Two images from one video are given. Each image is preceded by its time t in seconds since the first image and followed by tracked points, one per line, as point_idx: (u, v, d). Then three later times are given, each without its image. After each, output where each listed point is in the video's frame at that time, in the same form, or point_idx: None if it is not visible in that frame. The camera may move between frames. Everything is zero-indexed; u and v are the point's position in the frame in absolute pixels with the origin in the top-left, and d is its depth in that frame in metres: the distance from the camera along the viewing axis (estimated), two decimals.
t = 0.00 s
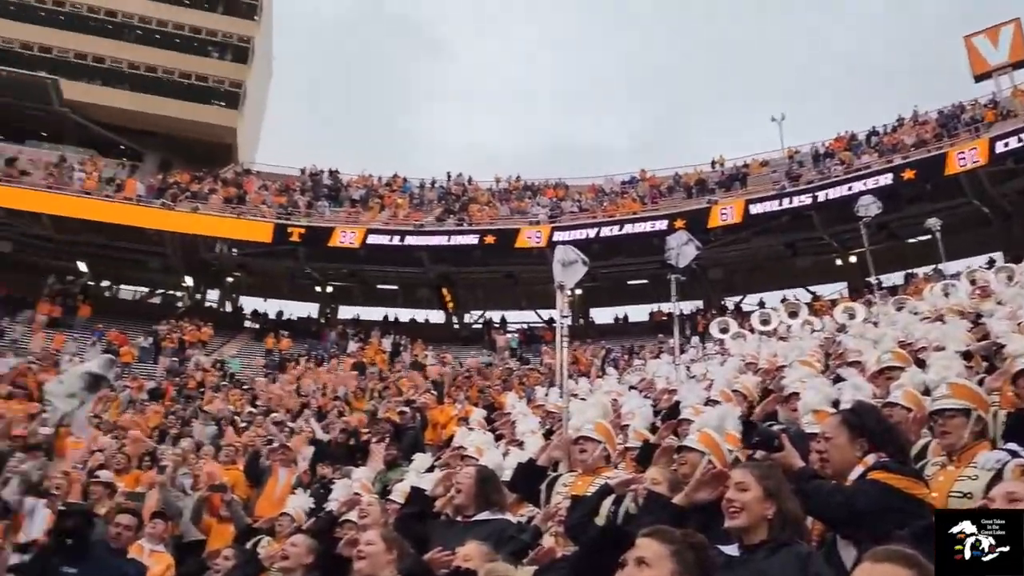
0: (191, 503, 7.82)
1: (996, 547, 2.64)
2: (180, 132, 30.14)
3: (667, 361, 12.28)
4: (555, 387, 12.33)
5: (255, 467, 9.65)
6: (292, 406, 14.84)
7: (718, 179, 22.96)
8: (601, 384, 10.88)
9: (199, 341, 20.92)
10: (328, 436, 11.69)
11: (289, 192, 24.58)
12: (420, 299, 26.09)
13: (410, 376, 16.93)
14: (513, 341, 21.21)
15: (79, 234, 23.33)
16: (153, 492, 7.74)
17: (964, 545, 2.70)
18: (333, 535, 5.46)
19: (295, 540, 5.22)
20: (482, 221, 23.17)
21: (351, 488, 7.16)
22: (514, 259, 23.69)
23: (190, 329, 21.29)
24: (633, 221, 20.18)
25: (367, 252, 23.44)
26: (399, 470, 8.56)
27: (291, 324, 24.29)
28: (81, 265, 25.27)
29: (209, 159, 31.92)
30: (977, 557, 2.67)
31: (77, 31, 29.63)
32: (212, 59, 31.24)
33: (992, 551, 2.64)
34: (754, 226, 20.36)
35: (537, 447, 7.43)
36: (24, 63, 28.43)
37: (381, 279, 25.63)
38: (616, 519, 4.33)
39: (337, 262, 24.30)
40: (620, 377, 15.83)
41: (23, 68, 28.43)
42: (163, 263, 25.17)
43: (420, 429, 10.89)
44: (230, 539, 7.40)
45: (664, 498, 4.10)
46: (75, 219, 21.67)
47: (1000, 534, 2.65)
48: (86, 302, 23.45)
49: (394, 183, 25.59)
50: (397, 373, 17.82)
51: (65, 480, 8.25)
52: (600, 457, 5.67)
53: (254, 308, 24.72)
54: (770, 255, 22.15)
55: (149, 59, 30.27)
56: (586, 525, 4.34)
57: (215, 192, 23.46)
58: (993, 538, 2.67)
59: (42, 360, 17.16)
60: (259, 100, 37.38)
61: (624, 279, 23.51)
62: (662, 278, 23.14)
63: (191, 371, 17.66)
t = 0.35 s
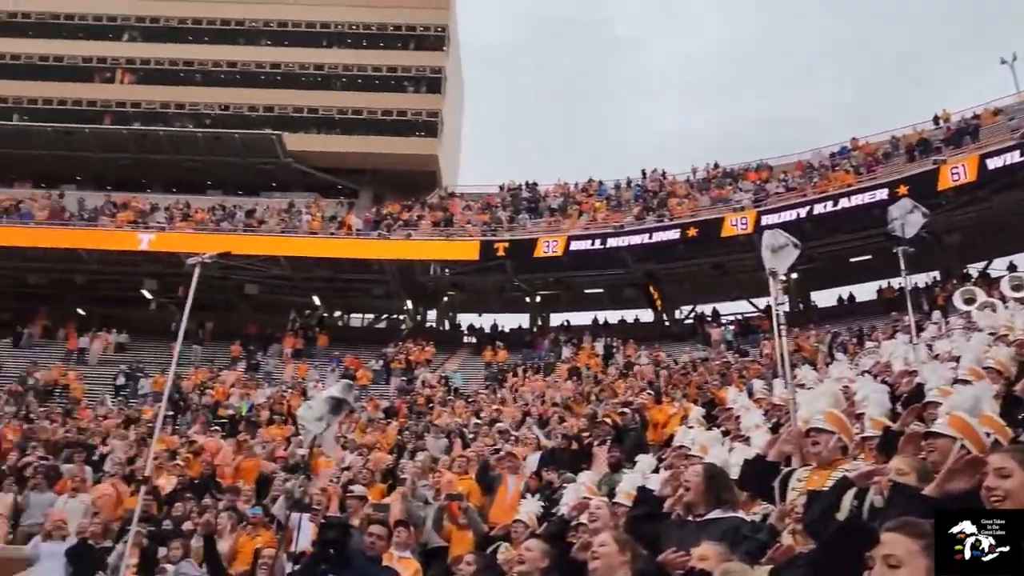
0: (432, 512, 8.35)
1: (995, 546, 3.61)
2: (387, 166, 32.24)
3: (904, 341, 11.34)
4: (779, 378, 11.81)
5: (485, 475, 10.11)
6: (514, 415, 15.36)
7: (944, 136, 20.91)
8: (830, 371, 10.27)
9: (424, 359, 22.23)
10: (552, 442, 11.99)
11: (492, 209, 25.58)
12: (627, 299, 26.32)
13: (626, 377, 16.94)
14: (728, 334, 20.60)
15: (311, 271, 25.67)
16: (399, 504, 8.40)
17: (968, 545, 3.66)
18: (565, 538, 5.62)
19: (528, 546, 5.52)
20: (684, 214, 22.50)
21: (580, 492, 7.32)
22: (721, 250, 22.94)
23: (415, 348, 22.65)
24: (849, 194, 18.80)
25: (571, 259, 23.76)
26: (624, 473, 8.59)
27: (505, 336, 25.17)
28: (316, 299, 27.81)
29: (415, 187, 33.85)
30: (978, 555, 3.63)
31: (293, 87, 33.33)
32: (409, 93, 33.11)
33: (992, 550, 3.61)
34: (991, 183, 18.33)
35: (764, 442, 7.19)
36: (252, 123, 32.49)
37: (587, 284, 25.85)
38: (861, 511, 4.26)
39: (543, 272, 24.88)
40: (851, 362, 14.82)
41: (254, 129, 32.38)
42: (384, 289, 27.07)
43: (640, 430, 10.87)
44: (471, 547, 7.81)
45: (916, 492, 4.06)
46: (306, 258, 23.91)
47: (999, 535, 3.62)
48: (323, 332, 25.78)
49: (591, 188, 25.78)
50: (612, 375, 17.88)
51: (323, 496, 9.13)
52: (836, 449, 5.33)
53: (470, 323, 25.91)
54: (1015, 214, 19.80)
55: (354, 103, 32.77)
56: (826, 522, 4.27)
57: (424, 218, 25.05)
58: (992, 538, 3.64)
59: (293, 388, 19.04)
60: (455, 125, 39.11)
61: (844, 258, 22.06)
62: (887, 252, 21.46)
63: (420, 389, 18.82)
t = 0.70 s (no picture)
0: (634, 511, 8.39)
1: (995, 549, 3.81)
2: (561, 171, 32.55)
3: None
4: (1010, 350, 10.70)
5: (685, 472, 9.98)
6: (713, 410, 14.99)
7: None
8: None
9: (616, 359, 22.18)
10: (754, 433, 11.58)
11: (669, 202, 25.28)
12: (826, 279, 25.09)
13: (830, 362, 16.03)
14: (943, 308, 18.98)
15: (497, 282, 26.42)
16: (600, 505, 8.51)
17: (969, 545, 3.91)
18: (774, 533, 5.65)
19: (734, 539, 5.19)
20: (881, 182, 21.05)
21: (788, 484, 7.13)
22: (926, 218, 21.13)
23: (605, 348, 22.65)
24: None
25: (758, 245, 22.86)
26: (835, 463, 8.13)
27: (696, 329, 24.64)
28: (504, 308, 28.60)
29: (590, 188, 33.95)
30: (978, 554, 3.87)
31: (464, 107, 34.52)
32: (576, 96, 33.21)
33: (991, 552, 3.82)
34: None
35: (991, 421, 6.61)
36: (431, 146, 34.01)
37: (778, 268, 24.88)
38: None
39: (729, 260, 24.14)
40: None
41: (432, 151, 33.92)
42: (569, 293, 27.33)
43: (851, 416, 10.23)
44: (675, 543, 7.77)
45: None
46: (491, 270, 24.66)
47: (999, 535, 3.82)
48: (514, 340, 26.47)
49: (774, 167, 24.71)
50: (815, 360, 16.99)
51: (526, 498, 9.37)
52: None
53: (657, 319, 25.62)
54: None
55: (523, 114, 33.42)
56: None
57: (601, 218, 25.10)
58: (993, 539, 3.85)
59: (490, 397, 19.66)
60: (624, 122, 38.80)
61: None
62: None
63: (613, 388, 18.79)
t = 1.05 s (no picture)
0: (689, 492, 8.37)
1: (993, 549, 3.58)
2: (610, 153, 32.29)
3: None
4: None
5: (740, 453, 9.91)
6: (771, 390, 14.79)
7: None
8: None
9: (671, 341, 21.94)
10: (814, 413, 11.38)
11: (723, 181, 24.88)
12: (887, 254, 24.47)
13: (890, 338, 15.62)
14: (1012, 281, 18.33)
15: (549, 267, 26.38)
16: (655, 487, 8.46)
17: (970, 545, 3.66)
18: (831, 515, 5.55)
19: (787, 520, 5.10)
20: (943, 153, 20.40)
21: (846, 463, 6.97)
22: (992, 188, 20.39)
23: (659, 330, 22.43)
24: None
25: (815, 221, 22.38)
26: (896, 442, 7.95)
27: (752, 310, 24.27)
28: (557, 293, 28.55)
29: (641, 169, 33.62)
30: (978, 555, 3.62)
31: (511, 92, 34.49)
32: (624, 77, 32.90)
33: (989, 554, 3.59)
34: None
35: None
36: (479, 133, 34.14)
37: (836, 245, 24.32)
38: None
39: (786, 238, 23.70)
40: None
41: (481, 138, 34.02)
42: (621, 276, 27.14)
43: (911, 394, 9.99)
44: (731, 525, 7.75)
45: None
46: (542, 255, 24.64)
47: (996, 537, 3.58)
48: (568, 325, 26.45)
49: (830, 141, 24.11)
50: (877, 337, 16.61)
51: (581, 481, 9.36)
52: None
53: (712, 300, 25.31)
54: None
55: (571, 97, 33.24)
56: None
57: (653, 199, 24.84)
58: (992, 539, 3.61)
59: (545, 382, 19.66)
60: (674, 101, 38.35)
61: None
62: None
63: (668, 371, 18.65)
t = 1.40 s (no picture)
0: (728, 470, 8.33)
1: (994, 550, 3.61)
2: (645, 133, 31.95)
3: None
4: None
5: (780, 431, 9.80)
6: (813, 366, 14.59)
7: None
8: None
9: (711, 320, 21.70)
10: (858, 388, 11.18)
11: (761, 156, 24.50)
12: (933, 226, 23.92)
13: (937, 310, 15.25)
14: None
15: (585, 249, 26.24)
16: (694, 465, 8.42)
17: (969, 545, 3.65)
18: (869, 489, 5.45)
19: (825, 495, 5.04)
20: (989, 121, 19.82)
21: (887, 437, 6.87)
22: None
23: (699, 309, 22.20)
24: None
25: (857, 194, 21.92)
26: (939, 415, 7.80)
27: (794, 286, 23.90)
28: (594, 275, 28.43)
29: (677, 147, 33.22)
30: (978, 555, 3.64)
31: (543, 74, 34.30)
32: (658, 54, 32.51)
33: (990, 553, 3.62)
34: None
35: None
36: (513, 116, 34.03)
37: (879, 218, 23.81)
38: None
39: (827, 212, 23.28)
40: None
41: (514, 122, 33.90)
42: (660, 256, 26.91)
43: (956, 367, 9.77)
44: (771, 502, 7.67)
45: None
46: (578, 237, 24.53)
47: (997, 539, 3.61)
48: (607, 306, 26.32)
49: (871, 112, 23.56)
50: (923, 310, 16.25)
51: (618, 461, 9.32)
52: None
53: (753, 277, 24.99)
54: None
55: (605, 76, 32.94)
56: None
57: (689, 177, 24.54)
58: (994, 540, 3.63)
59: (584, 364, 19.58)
60: (709, 76, 37.79)
61: None
62: None
63: (708, 349, 18.46)
